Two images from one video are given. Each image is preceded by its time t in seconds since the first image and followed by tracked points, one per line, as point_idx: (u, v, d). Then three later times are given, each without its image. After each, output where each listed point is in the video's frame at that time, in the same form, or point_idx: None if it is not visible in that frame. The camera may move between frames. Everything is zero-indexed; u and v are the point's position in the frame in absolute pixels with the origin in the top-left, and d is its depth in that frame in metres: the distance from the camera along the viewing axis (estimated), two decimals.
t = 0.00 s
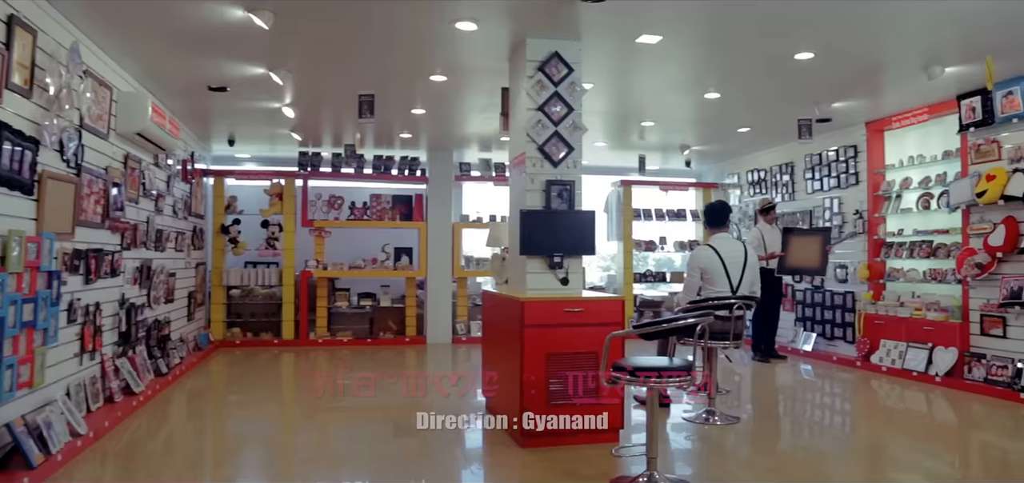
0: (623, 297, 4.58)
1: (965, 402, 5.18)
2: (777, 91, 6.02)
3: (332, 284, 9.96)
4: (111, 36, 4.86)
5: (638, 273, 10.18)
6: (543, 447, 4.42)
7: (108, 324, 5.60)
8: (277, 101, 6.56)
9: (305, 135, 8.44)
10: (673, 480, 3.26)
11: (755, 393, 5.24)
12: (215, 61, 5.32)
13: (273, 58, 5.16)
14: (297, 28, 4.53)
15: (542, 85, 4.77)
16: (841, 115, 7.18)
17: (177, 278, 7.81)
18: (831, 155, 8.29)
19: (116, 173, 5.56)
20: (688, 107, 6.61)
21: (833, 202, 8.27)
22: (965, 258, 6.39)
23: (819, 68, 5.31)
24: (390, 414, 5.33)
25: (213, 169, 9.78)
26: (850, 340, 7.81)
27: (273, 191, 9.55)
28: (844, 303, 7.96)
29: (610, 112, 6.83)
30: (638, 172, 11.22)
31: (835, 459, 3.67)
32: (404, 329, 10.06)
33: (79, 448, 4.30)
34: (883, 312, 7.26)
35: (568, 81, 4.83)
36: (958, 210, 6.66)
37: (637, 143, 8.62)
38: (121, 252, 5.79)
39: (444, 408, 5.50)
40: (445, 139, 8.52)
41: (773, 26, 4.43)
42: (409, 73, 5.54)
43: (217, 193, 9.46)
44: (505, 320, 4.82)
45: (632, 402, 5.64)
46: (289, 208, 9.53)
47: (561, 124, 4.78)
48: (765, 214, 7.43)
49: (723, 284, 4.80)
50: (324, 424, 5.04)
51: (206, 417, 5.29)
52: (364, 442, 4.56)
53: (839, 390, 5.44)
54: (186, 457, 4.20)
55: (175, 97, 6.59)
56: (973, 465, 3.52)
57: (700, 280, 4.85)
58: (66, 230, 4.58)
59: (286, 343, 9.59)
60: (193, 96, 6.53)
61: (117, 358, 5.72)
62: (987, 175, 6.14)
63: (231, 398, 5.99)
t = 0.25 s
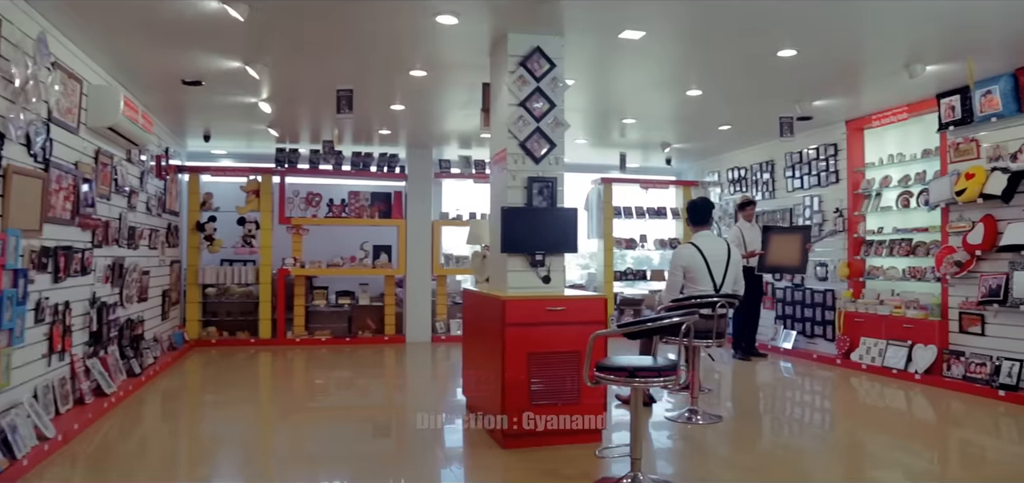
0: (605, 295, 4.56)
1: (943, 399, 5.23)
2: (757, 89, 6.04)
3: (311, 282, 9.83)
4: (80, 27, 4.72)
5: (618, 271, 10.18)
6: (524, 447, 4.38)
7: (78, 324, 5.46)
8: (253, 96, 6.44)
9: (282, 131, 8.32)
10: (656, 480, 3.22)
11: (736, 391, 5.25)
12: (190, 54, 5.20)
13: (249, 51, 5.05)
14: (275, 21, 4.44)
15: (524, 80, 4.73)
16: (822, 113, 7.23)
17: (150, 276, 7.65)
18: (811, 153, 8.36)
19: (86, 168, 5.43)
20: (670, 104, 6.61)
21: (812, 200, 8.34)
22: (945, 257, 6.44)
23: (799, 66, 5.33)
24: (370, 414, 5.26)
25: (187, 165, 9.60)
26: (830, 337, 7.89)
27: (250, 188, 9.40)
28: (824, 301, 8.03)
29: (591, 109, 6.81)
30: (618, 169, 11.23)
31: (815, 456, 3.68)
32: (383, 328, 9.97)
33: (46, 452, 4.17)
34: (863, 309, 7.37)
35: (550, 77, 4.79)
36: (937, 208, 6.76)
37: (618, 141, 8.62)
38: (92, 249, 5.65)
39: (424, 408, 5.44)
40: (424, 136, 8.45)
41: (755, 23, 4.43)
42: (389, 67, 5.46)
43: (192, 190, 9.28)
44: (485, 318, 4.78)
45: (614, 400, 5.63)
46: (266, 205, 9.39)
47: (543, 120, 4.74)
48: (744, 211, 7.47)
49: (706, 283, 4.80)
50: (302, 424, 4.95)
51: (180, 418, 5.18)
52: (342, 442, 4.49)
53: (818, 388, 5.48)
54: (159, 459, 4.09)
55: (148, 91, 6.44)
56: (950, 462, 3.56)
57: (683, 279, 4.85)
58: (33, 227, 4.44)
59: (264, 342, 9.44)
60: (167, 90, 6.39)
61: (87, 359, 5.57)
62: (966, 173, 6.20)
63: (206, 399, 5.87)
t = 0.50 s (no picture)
0: (591, 293, 4.54)
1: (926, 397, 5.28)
2: (741, 87, 6.06)
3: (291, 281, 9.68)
4: (53, 19, 4.59)
5: (602, 269, 10.16)
6: (507, 449, 4.34)
7: (50, 324, 5.31)
8: (231, 91, 6.32)
9: (262, 127, 8.20)
10: None
11: (720, 390, 5.25)
12: (167, 48, 5.10)
13: (228, 44, 4.96)
14: (255, 13, 4.36)
15: (508, 76, 4.67)
16: (806, 111, 7.26)
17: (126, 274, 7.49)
18: (795, 151, 8.41)
19: (59, 164, 5.29)
20: (654, 102, 6.60)
21: (796, 198, 8.39)
22: (929, 255, 6.51)
23: (783, 64, 5.35)
24: (351, 414, 5.19)
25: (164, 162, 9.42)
26: (813, 335, 7.94)
27: (229, 184, 9.26)
28: (807, 299, 8.09)
29: (574, 105, 6.78)
30: (601, 167, 11.23)
31: (797, 454, 3.69)
32: (365, 326, 9.89)
33: (16, 456, 4.05)
34: (846, 308, 7.42)
35: (534, 72, 4.74)
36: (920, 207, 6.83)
37: (601, 138, 8.60)
38: (64, 247, 5.50)
39: (406, 407, 5.38)
40: (406, 132, 8.37)
41: (741, 21, 4.43)
42: (371, 62, 5.39)
43: (169, 186, 9.11)
44: (469, 317, 4.73)
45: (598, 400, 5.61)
46: (245, 202, 9.24)
47: (527, 117, 4.70)
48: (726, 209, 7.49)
49: (692, 281, 4.81)
50: (281, 424, 4.87)
51: (156, 419, 5.06)
52: (323, 442, 4.43)
53: (801, 386, 5.51)
54: (136, 462, 3.99)
55: (124, 85, 6.30)
56: (932, 459, 3.59)
57: (669, 277, 4.84)
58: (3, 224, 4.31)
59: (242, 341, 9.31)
60: (143, 84, 6.26)
61: (59, 359, 5.43)
62: (950, 171, 6.27)
63: (184, 399, 5.76)
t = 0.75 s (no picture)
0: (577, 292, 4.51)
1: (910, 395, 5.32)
2: (725, 84, 6.07)
3: (272, 279, 9.55)
4: (25, 11, 4.48)
5: (586, 267, 10.15)
6: (493, 449, 4.30)
7: (22, 324, 5.19)
8: (211, 86, 6.22)
9: (242, 123, 8.08)
10: None
11: (704, 388, 5.26)
12: (144, 41, 4.99)
13: (208, 38, 4.87)
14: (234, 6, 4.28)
15: (493, 70, 4.63)
16: (791, 109, 7.30)
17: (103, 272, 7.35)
18: (779, 149, 8.47)
19: (31, 159, 5.16)
20: (639, 99, 6.60)
21: (780, 196, 8.44)
22: (912, 252, 6.56)
23: (768, 61, 5.36)
24: (333, 414, 5.12)
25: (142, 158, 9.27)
26: (797, 333, 7.99)
27: (209, 181, 9.13)
28: (792, 297, 8.14)
29: (559, 102, 6.75)
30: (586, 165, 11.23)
31: (782, 452, 3.69)
32: (347, 325, 9.80)
33: None
34: (831, 306, 7.47)
35: (520, 67, 4.70)
36: (904, 205, 6.89)
37: (586, 135, 8.59)
38: (38, 245, 5.38)
39: (389, 407, 5.33)
40: (389, 129, 8.30)
41: (727, 19, 4.43)
42: (354, 57, 5.32)
43: (148, 183, 8.96)
44: (454, 316, 4.69)
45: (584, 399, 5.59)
46: (225, 199, 9.11)
47: (512, 112, 4.65)
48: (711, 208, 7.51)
49: (679, 279, 4.80)
50: (261, 424, 4.80)
51: (133, 420, 4.96)
52: (305, 442, 4.37)
53: (786, 384, 5.53)
54: (112, 463, 3.91)
55: (100, 79, 6.17)
56: (916, 457, 3.60)
57: (656, 275, 4.83)
58: None
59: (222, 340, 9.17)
60: (120, 78, 6.14)
61: (32, 360, 5.29)
62: (934, 170, 6.32)
63: (162, 399, 5.66)
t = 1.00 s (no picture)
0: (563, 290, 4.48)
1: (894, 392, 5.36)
2: (712, 81, 6.07)
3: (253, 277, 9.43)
4: None
5: (570, 265, 10.13)
6: (479, 450, 4.27)
7: None
8: (191, 80, 6.11)
9: (222, 119, 7.97)
10: None
11: (690, 385, 5.26)
12: (122, 34, 4.89)
13: (187, 31, 4.77)
14: None
15: (479, 65, 4.59)
16: (777, 106, 7.33)
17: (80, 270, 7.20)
18: (764, 147, 8.51)
19: (5, 153, 5.03)
20: (625, 96, 6.59)
21: (766, 194, 8.47)
22: (898, 251, 6.62)
23: (754, 58, 5.37)
24: (316, 413, 5.05)
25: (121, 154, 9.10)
26: (782, 331, 8.05)
27: (189, 178, 8.97)
28: (777, 295, 8.18)
29: (545, 99, 6.72)
30: (570, 162, 11.21)
31: (767, 450, 3.70)
32: (330, 323, 9.71)
33: None
34: (816, 304, 7.51)
35: (506, 62, 4.67)
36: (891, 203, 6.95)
37: (571, 133, 8.58)
38: (11, 243, 5.25)
39: (372, 406, 5.27)
40: (372, 125, 8.23)
41: (714, 15, 4.42)
42: (338, 51, 5.25)
43: (126, 179, 8.80)
44: (439, 314, 4.65)
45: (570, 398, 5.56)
46: (205, 196, 8.97)
47: (499, 108, 4.62)
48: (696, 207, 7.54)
49: (666, 276, 4.79)
50: (243, 425, 4.72)
51: (111, 421, 4.87)
52: (288, 442, 4.30)
53: (771, 382, 5.55)
54: (89, 466, 3.82)
55: (76, 72, 6.04)
56: (901, 454, 3.62)
57: (643, 272, 4.82)
58: None
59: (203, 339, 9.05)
60: (97, 72, 6.01)
61: (5, 361, 5.16)
62: (920, 168, 6.37)
63: (141, 400, 5.56)
